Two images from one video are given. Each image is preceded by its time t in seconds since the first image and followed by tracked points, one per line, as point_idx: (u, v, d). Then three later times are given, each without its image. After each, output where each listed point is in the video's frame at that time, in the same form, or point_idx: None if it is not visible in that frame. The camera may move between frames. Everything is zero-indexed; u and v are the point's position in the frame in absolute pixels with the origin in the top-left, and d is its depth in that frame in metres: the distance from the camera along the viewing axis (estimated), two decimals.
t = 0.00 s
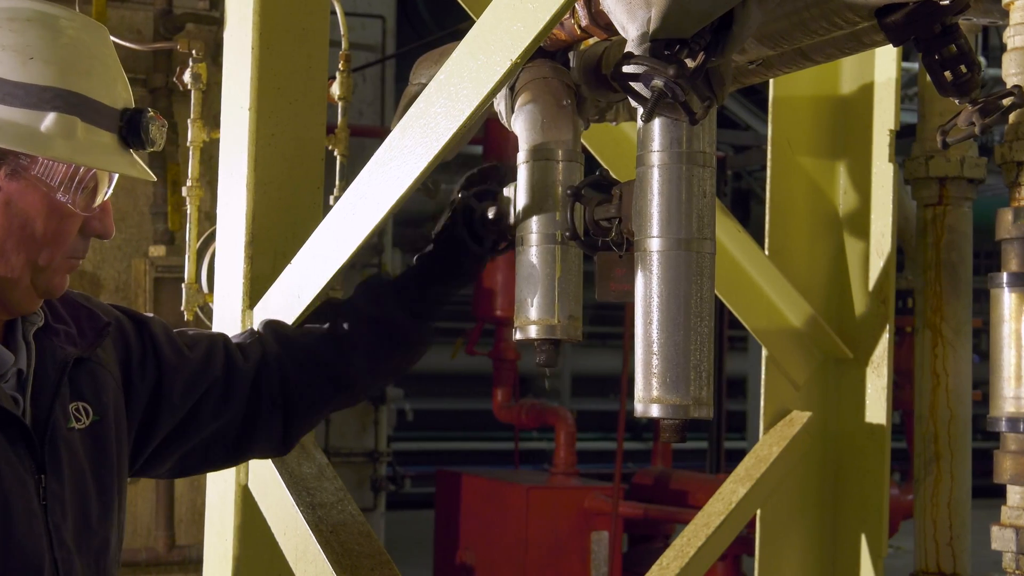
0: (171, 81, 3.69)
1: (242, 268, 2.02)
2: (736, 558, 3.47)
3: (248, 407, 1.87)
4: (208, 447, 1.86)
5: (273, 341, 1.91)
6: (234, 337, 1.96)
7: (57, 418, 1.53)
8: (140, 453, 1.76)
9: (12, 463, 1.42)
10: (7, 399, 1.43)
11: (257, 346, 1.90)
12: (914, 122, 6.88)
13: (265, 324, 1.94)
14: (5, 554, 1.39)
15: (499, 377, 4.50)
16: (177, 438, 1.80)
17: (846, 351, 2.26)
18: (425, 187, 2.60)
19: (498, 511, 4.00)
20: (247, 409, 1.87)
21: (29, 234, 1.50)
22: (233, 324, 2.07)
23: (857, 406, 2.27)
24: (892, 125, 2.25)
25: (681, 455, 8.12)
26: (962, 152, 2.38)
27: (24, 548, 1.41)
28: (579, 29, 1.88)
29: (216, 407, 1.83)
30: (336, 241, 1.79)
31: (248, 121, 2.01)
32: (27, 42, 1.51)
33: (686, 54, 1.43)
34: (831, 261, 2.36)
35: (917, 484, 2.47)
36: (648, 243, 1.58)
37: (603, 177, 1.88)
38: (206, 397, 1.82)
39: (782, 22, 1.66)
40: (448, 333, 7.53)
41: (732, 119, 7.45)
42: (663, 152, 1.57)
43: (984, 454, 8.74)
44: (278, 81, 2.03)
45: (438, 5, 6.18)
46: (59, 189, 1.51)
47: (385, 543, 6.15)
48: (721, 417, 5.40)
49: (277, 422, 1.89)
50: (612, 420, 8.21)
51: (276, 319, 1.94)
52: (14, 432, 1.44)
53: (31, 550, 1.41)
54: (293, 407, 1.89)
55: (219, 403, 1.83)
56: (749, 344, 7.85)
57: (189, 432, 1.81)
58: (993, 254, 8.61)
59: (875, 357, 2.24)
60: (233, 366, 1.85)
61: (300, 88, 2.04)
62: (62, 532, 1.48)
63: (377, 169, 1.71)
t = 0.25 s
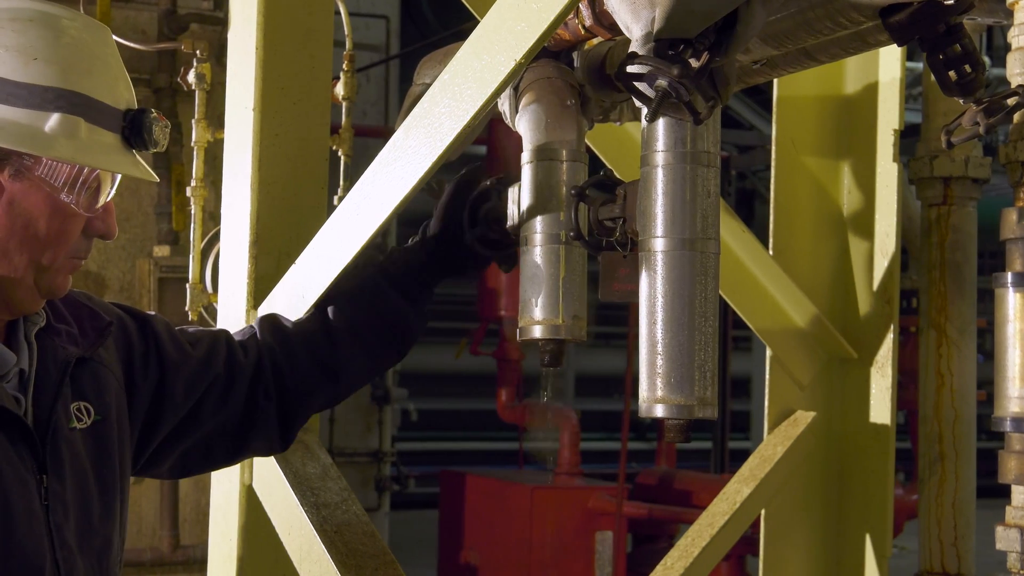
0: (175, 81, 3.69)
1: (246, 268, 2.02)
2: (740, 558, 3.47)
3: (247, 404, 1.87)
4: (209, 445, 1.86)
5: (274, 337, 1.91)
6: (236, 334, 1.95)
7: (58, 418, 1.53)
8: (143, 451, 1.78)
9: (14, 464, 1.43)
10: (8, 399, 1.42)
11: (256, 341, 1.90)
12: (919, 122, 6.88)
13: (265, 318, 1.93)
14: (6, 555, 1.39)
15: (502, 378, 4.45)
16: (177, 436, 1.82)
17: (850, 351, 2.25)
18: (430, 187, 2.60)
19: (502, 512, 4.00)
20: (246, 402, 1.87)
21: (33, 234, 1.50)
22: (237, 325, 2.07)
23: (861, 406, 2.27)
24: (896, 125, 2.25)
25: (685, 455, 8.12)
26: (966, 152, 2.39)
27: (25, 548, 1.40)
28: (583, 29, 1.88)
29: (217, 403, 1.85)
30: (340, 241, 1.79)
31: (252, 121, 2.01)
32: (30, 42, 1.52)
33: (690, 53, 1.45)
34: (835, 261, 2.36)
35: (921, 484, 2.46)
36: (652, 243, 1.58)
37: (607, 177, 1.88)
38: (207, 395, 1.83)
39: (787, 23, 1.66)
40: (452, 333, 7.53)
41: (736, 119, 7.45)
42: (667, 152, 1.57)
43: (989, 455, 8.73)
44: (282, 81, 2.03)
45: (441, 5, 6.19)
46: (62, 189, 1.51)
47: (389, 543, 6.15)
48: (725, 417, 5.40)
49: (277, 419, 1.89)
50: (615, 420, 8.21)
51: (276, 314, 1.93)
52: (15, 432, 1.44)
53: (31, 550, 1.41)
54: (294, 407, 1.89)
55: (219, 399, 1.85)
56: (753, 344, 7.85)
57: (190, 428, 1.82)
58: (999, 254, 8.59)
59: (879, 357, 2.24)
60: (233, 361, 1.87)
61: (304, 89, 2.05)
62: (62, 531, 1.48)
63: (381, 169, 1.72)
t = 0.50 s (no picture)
0: (181, 81, 3.70)
1: (252, 268, 2.02)
2: (746, 558, 3.47)
3: (248, 400, 1.87)
4: (212, 442, 1.87)
5: (276, 333, 1.90)
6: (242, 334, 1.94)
7: (62, 418, 1.53)
8: (147, 452, 1.77)
9: (18, 464, 1.43)
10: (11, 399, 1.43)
11: (261, 341, 1.89)
12: (926, 121, 6.87)
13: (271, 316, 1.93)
14: (10, 555, 1.40)
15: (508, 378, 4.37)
16: (181, 434, 1.83)
17: (857, 351, 2.25)
18: (435, 187, 2.59)
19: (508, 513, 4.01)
20: (248, 394, 1.87)
21: (37, 234, 1.50)
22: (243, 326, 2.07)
23: (868, 406, 2.26)
24: (902, 125, 2.25)
25: (691, 455, 8.12)
26: (973, 151, 2.38)
27: (28, 548, 1.41)
28: (589, 29, 1.88)
29: (219, 399, 1.85)
30: (346, 240, 1.79)
31: (259, 121, 2.01)
32: (34, 43, 1.52)
33: (697, 54, 1.44)
34: (842, 261, 2.35)
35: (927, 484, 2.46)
36: (659, 243, 1.58)
37: (613, 177, 1.89)
38: (210, 393, 1.84)
39: (792, 23, 1.66)
40: (457, 333, 7.54)
41: (741, 119, 7.44)
42: (673, 152, 1.57)
43: (996, 454, 8.72)
44: (288, 81, 2.03)
45: (447, 5, 6.19)
46: (67, 189, 1.52)
47: (395, 543, 6.16)
48: (732, 416, 5.40)
49: (280, 414, 1.88)
50: (621, 420, 8.21)
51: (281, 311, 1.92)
52: (18, 432, 1.45)
53: (34, 551, 1.41)
54: (297, 404, 1.88)
55: (221, 396, 1.85)
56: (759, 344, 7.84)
57: (191, 427, 1.83)
58: (1005, 254, 8.58)
59: (886, 357, 2.23)
60: (238, 360, 1.86)
61: (311, 89, 2.05)
62: (67, 531, 1.48)
63: (388, 169, 1.72)
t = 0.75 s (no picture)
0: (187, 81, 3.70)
1: (259, 268, 2.02)
2: (753, 559, 3.46)
3: (257, 401, 1.88)
4: (218, 445, 1.87)
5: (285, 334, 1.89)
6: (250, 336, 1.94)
7: (68, 419, 1.53)
8: (155, 453, 1.78)
9: (22, 465, 1.43)
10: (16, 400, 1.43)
11: (268, 342, 1.89)
12: (932, 121, 6.86)
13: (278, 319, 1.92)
14: (13, 555, 1.40)
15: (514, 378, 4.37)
16: (188, 435, 1.82)
17: (864, 351, 2.25)
18: (442, 187, 2.59)
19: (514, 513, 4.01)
20: (257, 396, 1.88)
21: (42, 234, 1.50)
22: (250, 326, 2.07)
23: (873, 406, 2.26)
24: (909, 125, 2.24)
25: (696, 455, 8.11)
26: (980, 151, 2.37)
27: (32, 548, 1.41)
28: (595, 29, 1.88)
29: (228, 399, 1.85)
30: (353, 241, 1.79)
31: (265, 121, 2.01)
32: (38, 42, 1.52)
33: (702, 53, 1.45)
34: (848, 261, 2.35)
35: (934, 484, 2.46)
36: (665, 243, 1.58)
37: (620, 177, 1.88)
38: (216, 394, 1.83)
39: (799, 22, 1.66)
40: (462, 333, 7.54)
41: (747, 119, 7.44)
42: (679, 152, 1.57)
43: (1003, 455, 8.70)
44: (295, 81, 2.03)
45: (453, 5, 6.19)
46: (71, 189, 1.52)
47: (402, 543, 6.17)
48: (738, 417, 5.40)
49: (288, 418, 1.88)
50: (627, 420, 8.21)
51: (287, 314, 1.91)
52: (22, 433, 1.45)
53: (38, 551, 1.41)
54: (306, 404, 1.88)
55: (229, 397, 1.85)
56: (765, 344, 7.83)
57: (199, 429, 1.83)
58: (1012, 253, 8.57)
59: (892, 357, 2.23)
60: (245, 359, 1.87)
61: (317, 89, 2.05)
62: (71, 532, 1.48)
63: (394, 168, 1.72)
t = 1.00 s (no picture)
0: (193, 81, 3.70)
1: (264, 269, 2.02)
2: (758, 559, 3.46)
3: (267, 414, 1.87)
4: (224, 455, 1.86)
5: (296, 352, 1.93)
6: (256, 344, 1.97)
7: (75, 420, 1.53)
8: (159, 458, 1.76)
9: (28, 466, 1.43)
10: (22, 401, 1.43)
11: (279, 352, 1.91)
12: (936, 121, 6.87)
13: (286, 333, 1.95)
14: (18, 555, 1.40)
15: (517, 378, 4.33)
16: (195, 443, 1.81)
17: (869, 351, 2.25)
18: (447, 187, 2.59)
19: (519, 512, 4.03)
20: (266, 412, 1.87)
21: (48, 234, 1.50)
22: (256, 326, 2.07)
23: (879, 407, 2.26)
24: (914, 124, 2.24)
25: (701, 455, 8.11)
26: (985, 151, 2.37)
27: (37, 550, 1.41)
28: (600, 29, 1.87)
29: (237, 411, 1.84)
30: (357, 242, 1.80)
31: (270, 121, 2.01)
32: (43, 43, 1.52)
33: (707, 53, 1.44)
34: (853, 261, 2.35)
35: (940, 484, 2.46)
36: (669, 243, 1.58)
37: (624, 176, 1.88)
38: (226, 402, 1.82)
39: (804, 22, 1.66)
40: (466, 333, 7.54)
41: (752, 118, 7.43)
42: (684, 152, 1.57)
43: (1008, 455, 8.69)
44: (300, 82, 2.03)
45: (458, 5, 6.19)
46: (77, 189, 1.52)
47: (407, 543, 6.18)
48: (743, 417, 5.39)
49: (298, 432, 1.89)
50: (631, 419, 8.21)
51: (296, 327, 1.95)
52: (28, 434, 1.45)
53: (43, 551, 1.41)
54: (314, 411, 1.90)
55: (239, 407, 1.84)
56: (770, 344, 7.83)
57: (207, 437, 1.81)
58: (1017, 253, 8.56)
59: (897, 357, 2.23)
60: (252, 374, 1.86)
61: (321, 89, 2.05)
62: (77, 533, 1.48)
63: (399, 169, 1.72)
